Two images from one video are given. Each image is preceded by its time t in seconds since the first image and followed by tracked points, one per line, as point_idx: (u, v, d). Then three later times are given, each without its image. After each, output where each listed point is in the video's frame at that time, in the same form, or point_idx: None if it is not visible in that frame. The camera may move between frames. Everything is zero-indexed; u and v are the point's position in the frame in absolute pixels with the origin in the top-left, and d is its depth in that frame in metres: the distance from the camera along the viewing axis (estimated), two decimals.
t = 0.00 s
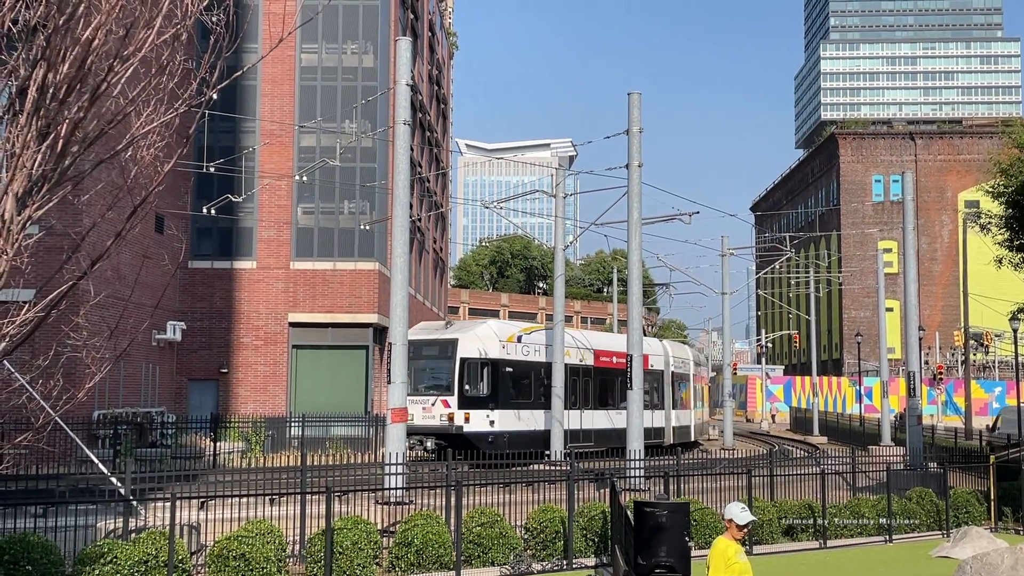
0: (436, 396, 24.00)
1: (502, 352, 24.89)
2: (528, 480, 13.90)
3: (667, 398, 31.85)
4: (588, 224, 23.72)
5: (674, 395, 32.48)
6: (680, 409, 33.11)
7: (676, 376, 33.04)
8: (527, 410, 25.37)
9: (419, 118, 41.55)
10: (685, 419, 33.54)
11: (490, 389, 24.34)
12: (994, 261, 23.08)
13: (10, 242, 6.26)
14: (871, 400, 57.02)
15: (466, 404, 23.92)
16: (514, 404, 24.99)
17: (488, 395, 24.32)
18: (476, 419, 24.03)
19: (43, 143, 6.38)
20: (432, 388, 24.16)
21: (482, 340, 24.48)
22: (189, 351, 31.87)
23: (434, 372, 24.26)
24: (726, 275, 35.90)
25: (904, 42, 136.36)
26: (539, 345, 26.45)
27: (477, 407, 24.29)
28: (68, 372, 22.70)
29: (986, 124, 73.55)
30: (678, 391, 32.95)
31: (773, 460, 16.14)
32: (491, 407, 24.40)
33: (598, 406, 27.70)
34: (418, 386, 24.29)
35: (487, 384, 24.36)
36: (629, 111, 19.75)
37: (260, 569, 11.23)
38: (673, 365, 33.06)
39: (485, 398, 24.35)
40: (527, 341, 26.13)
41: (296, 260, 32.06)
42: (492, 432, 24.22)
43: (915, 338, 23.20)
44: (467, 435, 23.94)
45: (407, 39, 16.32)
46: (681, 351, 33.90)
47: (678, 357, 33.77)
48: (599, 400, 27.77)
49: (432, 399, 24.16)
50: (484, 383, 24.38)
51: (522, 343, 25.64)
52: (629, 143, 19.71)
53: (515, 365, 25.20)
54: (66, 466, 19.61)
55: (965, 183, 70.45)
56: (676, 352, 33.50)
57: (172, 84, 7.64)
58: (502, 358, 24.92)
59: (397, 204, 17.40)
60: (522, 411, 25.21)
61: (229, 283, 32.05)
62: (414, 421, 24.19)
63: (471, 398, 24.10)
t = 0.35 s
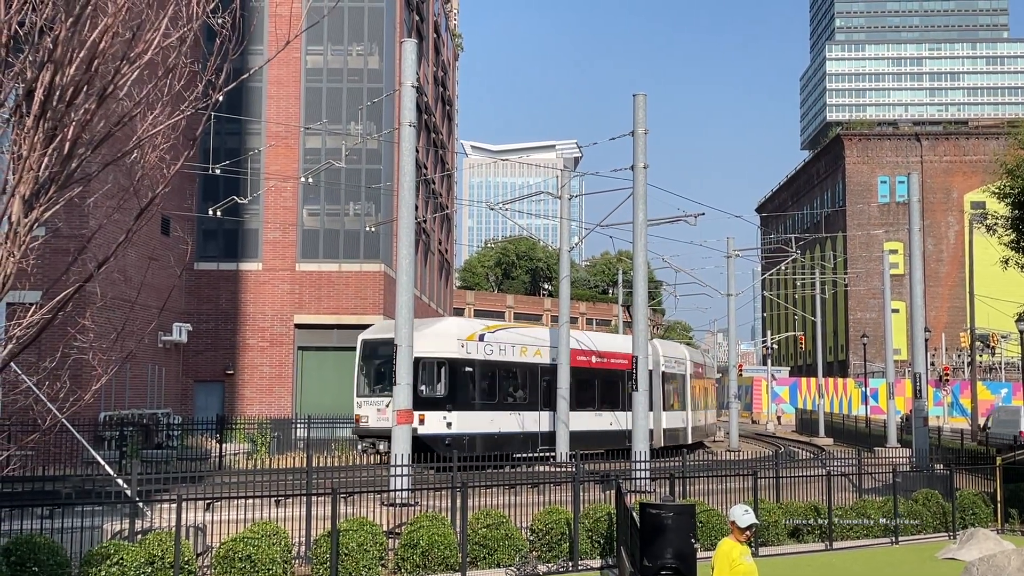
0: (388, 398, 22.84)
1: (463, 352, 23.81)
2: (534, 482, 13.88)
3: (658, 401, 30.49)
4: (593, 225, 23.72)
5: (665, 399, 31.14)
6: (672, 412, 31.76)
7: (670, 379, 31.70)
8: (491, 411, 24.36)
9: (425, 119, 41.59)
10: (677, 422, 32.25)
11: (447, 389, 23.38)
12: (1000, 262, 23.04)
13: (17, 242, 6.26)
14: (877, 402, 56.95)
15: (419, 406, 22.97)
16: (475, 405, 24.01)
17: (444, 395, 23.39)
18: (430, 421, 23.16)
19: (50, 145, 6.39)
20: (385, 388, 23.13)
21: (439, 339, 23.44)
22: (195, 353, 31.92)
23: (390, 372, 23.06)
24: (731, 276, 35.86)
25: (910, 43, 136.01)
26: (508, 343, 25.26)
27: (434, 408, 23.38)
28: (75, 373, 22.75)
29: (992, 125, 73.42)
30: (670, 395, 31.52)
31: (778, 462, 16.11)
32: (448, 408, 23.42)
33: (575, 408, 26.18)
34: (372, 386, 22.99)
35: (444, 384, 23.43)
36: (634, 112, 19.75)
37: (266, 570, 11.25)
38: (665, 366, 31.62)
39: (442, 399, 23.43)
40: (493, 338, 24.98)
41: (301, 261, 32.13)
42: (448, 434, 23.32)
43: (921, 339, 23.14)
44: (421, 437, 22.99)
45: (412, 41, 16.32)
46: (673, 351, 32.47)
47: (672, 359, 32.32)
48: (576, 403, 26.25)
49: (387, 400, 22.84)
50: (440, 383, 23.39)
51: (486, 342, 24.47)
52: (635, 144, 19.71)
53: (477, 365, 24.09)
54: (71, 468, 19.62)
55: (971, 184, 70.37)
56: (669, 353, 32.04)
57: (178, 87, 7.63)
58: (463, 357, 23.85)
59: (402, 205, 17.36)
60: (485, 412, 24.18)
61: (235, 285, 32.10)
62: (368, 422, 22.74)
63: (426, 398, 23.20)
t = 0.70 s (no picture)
0: (335, 398, 22.24)
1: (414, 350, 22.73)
2: (538, 482, 13.85)
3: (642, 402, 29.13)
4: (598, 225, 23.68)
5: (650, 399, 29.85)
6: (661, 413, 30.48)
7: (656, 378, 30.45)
8: (446, 412, 23.22)
9: (429, 120, 41.60)
10: (668, 423, 30.99)
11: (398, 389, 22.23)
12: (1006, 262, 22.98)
13: (23, 243, 6.22)
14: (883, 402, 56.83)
15: (366, 406, 21.86)
16: (428, 406, 22.89)
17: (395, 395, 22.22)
18: (380, 422, 21.84)
19: (56, 145, 6.37)
20: (333, 389, 22.33)
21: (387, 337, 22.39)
22: (200, 354, 31.93)
23: (337, 372, 22.42)
24: (736, 277, 35.80)
25: (916, 43, 135.65)
26: (468, 341, 24.00)
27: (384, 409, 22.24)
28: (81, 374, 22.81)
29: (998, 125, 73.24)
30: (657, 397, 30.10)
31: (784, 463, 16.05)
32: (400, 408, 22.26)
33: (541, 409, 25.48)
34: (320, 387, 22.47)
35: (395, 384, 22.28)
36: (639, 112, 19.73)
37: (271, 569, 11.26)
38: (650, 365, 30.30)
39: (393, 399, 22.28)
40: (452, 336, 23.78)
41: (307, 261, 32.14)
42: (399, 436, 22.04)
43: (927, 340, 23.06)
44: (371, 440, 21.85)
45: (416, 42, 16.31)
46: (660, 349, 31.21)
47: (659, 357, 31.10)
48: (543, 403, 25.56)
49: (334, 402, 22.31)
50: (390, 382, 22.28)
51: (441, 340, 23.29)
52: (639, 144, 19.69)
53: (432, 363, 22.91)
54: (76, 468, 19.60)
55: (977, 184, 70.28)
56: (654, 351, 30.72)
57: (183, 87, 7.62)
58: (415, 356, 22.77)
59: (407, 206, 17.32)
60: (438, 413, 23.06)
61: (240, 286, 32.13)
62: (317, 423, 22.35)
63: (375, 399, 21.98)
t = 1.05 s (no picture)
0: (276, 399, 21.07)
1: (361, 348, 21.58)
2: (543, 482, 13.85)
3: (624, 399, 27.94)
4: (603, 225, 23.67)
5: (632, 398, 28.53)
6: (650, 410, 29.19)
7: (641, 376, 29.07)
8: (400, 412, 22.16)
9: (434, 120, 41.61)
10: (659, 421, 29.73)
11: (344, 389, 21.12)
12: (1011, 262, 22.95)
13: (28, 244, 6.23)
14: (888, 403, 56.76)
15: (308, 407, 20.79)
16: (379, 406, 21.76)
17: (340, 396, 21.10)
18: (322, 424, 20.81)
19: (61, 145, 6.37)
20: (275, 389, 21.21)
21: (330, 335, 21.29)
22: (205, 354, 32.00)
23: (278, 371, 21.26)
24: (741, 276, 35.78)
25: (920, 42, 135.32)
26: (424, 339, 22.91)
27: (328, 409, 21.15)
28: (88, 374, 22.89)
29: (1003, 125, 73.12)
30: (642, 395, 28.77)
31: (789, 462, 16.05)
32: (345, 409, 21.13)
33: (506, 409, 24.56)
34: (263, 386, 21.34)
35: (341, 385, 21.16)
36: (644, 112, 19.72)
37: (276, 570, 11.28)
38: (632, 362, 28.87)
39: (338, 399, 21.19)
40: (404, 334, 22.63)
41: (312, 261, 32.21)
42: (343, 438, 20.98)
43: (932, 339, 23.02)
44: (313, 442, 20.75)
45: (421, 43, 16.30)
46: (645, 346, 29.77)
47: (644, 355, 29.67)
48: (510, 403, 24.64)
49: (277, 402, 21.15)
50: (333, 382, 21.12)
51: (392, 338, 22.15)
52: (644, 144, 19.69)
53: (379, 362, 21.77)
54: (83, 468, 19.64)
55: (982, 184, 70.23)
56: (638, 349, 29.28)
57: (188, 87, 7.63)
58: (363, 355, 21.61)
59: (412, 208, 17.32)
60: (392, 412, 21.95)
61: (245, 286, 32.19)
62: (259, 425, 21.19)
63: (317, 400, 20.86)
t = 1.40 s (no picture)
0: (212, 399, 20.73)
1: (301, 347, 21.36)
2: (546, 481, 13.84)
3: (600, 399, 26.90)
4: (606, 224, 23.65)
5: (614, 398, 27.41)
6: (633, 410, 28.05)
7: (622, 375, 27.95)
8: (342, 412, 21.90)
9: (437, 119, 41.61)
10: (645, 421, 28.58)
11: (282, 389, 20.94)
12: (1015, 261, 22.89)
13: (32, 243, 6.22)
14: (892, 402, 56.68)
15: (244, 407, 20.51)
16: (319, 405, 21.57)
17: (278, 395, 20.91)
18: (257, 424, 20.54)
19: (65, 145, 6.35)
20: (210, 388, 20.84)
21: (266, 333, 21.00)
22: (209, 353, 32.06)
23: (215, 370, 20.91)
24: (745, 275, 35.76)
25: (924, 40, 134.77)
26: (370, 336, 22.67)
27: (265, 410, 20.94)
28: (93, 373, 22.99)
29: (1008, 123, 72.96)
30: (623, 395, 27.66)
31: (793, 462, 16.03)
32: (282, 408, 20.93)
33: (466, 408, 23.70)
34: (199, 385, 20.97)
35: (279, 384, 20.97)
36: (647, 111, 19.72)
37: (280, 569, 11.28)
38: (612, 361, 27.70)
39: (275, 399, 21.00)
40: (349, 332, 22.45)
41: (315, 261, 32.24)
42: (280, 439, 20.71)
43: (936, 338, 22.96)
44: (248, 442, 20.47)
45: (425, 42, 16.29)
46: (627, 344, 28.53)
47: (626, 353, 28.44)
48: (471, 403, 23.81)
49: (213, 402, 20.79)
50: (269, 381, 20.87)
51: (336, 335, 21.97)
52: (647, 143, 19.67)
53: (321, 360, 21.59)
54: (88, 467, 19.70)
55: (986, 183, 70.16)
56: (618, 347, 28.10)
57: (192, 87, 7.60)
58: (303, 352, 21.44)
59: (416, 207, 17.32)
60: (333, 412, 21.74)
61: (249, 285, 32.24)
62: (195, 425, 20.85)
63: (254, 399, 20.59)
